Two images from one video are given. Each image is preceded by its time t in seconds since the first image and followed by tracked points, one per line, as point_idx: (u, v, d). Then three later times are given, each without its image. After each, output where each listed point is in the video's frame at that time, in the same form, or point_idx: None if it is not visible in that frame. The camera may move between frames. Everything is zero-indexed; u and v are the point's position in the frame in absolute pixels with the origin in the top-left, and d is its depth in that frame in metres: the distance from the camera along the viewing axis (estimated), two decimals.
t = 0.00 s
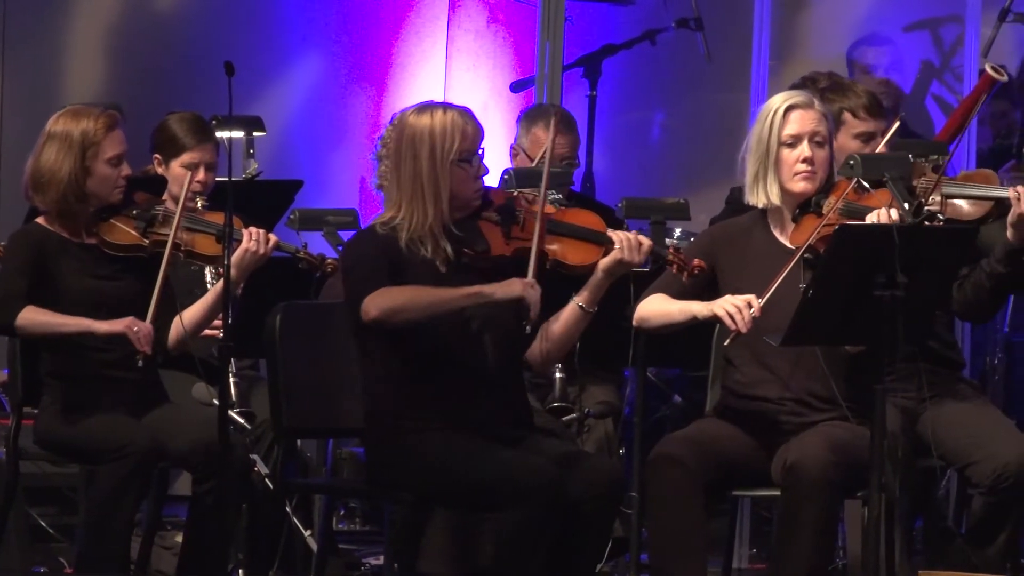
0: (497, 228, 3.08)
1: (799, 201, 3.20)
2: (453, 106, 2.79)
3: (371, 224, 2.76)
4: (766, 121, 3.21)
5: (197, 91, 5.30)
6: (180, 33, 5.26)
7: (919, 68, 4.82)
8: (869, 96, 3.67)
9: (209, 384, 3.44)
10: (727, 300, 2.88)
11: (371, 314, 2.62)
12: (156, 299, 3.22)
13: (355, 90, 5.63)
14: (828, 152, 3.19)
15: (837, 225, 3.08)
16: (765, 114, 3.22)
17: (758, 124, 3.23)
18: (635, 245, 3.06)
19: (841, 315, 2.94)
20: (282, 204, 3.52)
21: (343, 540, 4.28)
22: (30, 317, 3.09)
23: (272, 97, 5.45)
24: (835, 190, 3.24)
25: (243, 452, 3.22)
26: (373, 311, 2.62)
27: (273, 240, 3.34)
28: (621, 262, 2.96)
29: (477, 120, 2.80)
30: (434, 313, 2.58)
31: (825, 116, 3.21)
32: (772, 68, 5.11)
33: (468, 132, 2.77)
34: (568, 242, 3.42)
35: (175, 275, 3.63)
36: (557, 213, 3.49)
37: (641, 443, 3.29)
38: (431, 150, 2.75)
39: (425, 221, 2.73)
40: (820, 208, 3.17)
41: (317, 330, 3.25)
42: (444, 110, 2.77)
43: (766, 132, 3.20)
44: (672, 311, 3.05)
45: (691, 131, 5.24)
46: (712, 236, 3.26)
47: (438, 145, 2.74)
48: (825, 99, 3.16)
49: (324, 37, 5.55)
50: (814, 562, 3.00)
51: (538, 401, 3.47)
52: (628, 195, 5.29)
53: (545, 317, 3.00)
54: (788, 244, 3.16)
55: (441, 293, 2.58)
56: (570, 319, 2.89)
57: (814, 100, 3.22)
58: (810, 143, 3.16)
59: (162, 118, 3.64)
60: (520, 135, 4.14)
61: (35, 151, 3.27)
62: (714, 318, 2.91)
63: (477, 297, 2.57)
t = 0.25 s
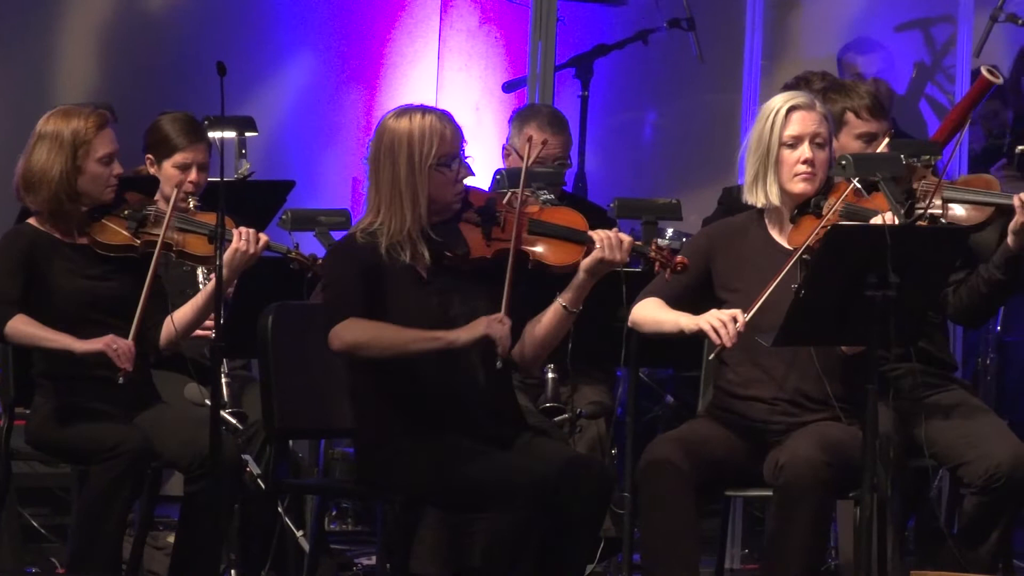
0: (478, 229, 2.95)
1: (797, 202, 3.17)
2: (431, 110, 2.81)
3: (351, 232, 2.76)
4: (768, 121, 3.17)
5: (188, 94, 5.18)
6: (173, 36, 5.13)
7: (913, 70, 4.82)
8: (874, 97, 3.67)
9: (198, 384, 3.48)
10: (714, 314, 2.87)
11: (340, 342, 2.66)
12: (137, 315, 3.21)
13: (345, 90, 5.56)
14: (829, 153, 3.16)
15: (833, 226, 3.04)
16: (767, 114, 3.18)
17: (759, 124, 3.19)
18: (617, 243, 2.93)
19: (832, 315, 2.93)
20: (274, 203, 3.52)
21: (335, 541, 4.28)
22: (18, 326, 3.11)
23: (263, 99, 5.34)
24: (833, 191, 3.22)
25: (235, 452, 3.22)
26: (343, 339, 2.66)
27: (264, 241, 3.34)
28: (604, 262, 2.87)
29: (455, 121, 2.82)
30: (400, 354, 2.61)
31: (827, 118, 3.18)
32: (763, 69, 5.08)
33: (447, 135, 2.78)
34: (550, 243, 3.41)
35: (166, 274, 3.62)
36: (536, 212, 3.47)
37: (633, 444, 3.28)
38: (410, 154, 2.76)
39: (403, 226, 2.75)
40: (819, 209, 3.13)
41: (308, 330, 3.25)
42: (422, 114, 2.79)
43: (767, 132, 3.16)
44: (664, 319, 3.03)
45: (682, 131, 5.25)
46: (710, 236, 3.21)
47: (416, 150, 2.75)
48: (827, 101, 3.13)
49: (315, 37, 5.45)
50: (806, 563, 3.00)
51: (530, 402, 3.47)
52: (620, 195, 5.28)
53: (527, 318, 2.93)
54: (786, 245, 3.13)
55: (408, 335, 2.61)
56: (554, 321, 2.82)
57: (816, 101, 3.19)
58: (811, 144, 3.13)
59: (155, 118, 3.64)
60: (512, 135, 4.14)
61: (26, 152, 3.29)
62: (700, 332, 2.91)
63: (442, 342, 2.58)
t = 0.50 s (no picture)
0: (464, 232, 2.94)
1: (795, 203, 3.17)
2: (419, 111, 2.83)
3: (338, 233, 2.78)
4: (768, 121, 3.17)
5: (176, 93, 5.14)
6: (163, 36, 5.10)
7: (905, 71, 4.86)
8: (867, 89, 3.66)
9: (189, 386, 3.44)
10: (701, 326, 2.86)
11: (317, 357, 2.70)
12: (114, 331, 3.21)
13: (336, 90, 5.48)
14: (827, 155, 3.16)
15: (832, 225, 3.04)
16: (767, 115, 3.18)
17: (758, 125, 3.19)
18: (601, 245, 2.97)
19: (822, 316, 2.92)
20: (265, 206, 3.54)
21: (326, 541, 4.28)
22: (5, 331, 3.10)
23: (255, 99, 5.30)
24: (832, 193, 3.23)
25: (226, 453, 3.22)
26: (319, 355, 2.70)
27: (255, 241, 3.34)
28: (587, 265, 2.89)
29: (444, 126, 2.83)
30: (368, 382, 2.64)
31: (827, 120, 3.18)
32: (755, 70, 5.06)
33: (434, 138, 2.79)
34: (536, 245, 3.41)
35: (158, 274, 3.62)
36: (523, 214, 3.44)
37: (625, 445, 3.28)
38: (396, 156, 2.78)
39: (389, 229, 2.75)
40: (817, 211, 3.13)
41: (299, 331, 3.24)
42: (410, 116, 2.80)
43: (766, 132, 3.16)
44: (653, 327, 3.03)
45: (674, 130, 5.23)
46: (706, 236, 3.20)
47: (403, 152, 2.76)
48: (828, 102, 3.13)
49: (306, 37, 5.38)
50: (798, 562, 3.00)
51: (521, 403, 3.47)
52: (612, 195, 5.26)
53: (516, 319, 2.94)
54: (783, 246, 3.12)
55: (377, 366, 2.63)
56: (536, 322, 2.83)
57: (816, 103, 3.19)
58: (810, 146, 3.13)
59: (145, 118, 3.63)
60: (503, 135, 4.14)
61: (17, 152, 3.29)
62: (686, 345, 2.91)
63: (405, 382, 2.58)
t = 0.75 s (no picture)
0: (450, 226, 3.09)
1: (787, 203, 3.17)
2: (398, 107, 2.83)
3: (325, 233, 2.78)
4: (759, 122, 3.17)
5: (167, 92, 5.14)
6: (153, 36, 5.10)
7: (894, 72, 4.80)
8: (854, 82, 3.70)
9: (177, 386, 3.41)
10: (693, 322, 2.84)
11: (298, 353, 2.71)
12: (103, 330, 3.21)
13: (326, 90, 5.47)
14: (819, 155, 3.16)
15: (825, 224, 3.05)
16: (758, 116, 3.18)
17: (750, 125, 3.19)
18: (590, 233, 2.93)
19: (812, 316, 2.89)
20: (255, 204, 3.55)
21: (316, 541, 4.29)
22: None
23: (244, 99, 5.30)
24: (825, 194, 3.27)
25: (215, 453, 3.22)
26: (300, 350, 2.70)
27: (247, 240, 3.32)
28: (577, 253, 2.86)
29: (422, 115, 2.83)
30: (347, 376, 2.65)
31: (818, 120, 3.18)
32: (745, 70, 5.04)
33: (415, 131, 2.79)
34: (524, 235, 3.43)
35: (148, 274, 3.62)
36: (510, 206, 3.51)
37: (614, 445, 3.27)
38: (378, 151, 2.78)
39: (376, 224, 2.75)
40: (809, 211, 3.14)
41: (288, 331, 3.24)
42: (388, 112, 2.80)
43: (758, 132, 3.16)
44: (642, 321, 3.02)
45: (664, 130, 5.22)
46: (696, 233, 3.21)
47: (385, 148, 2.77)
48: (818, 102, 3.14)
49: (296, 37, 5.38)
50: (788, 562, 2.98)
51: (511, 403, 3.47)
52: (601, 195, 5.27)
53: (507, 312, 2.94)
54: (773, 248, 3.12)
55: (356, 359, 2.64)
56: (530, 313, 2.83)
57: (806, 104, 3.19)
58: (801, 145, 3.13)
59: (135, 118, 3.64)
60: (493, 135, 4.15)
61: (6, 151, 3.29)
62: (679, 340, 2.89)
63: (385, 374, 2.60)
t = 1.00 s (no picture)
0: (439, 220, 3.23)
1: (770, 203, 3.18)
2: (379, 104, 2.82)
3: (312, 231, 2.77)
4: (741, 122, 3.17)
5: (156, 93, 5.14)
6: (142, 37, 5.10)
7: (882, 72, 4.80)
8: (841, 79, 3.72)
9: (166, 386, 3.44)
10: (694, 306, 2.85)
11: (290, 333, 2.64)
12: (105, 307, 3.22)
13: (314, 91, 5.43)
14: (802, 155, 3.16)
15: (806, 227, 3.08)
16: (740, 116, 3.18)
17: (732, 126, 3.19)
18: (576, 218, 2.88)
19: (799, 317, 2.88)
20: (241, 204, 3.52)
21: (304, 542, 4.30)
22: None
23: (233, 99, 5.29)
24: (806, 193, 3.29)
25: (203, 453, 3.22)
26: (291, 329, 2.64)
27: (236, 240, 3.32)
28: (566, 239, 2.84)
29: (404, 112, 2.82)
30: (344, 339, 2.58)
31: (800, 119, 3.18)
32: (732, 68, 5.11)
33: (397, 125, 2.78)
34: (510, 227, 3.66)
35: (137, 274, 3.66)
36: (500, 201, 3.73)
37: (602, 445, 3.27)
38: (361, 147, 2.77)
39: (360, 220, 2.74)
40: (791, 211, 3.16)
41: (275, 332, 3.24)
42: (369, 108, 2.80)
43: (740, 133, 3.16)
44: (638, 309, 3.04)
45: (652, 131, 5.23)
46: (683, 229, 3.22)
47: (368, 145, 2.75)
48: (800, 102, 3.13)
49: (284, 37, 5.36)
50: (775, 564, 2.97)
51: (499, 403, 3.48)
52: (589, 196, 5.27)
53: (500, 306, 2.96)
54: (757, 248, 3.13)
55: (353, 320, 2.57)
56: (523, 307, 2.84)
57: (788, 103, 3.19)
58: (784, 146, 3.13)
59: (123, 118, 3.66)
60: (481, 136, 4.17)
61: None
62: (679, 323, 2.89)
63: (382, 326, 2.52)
